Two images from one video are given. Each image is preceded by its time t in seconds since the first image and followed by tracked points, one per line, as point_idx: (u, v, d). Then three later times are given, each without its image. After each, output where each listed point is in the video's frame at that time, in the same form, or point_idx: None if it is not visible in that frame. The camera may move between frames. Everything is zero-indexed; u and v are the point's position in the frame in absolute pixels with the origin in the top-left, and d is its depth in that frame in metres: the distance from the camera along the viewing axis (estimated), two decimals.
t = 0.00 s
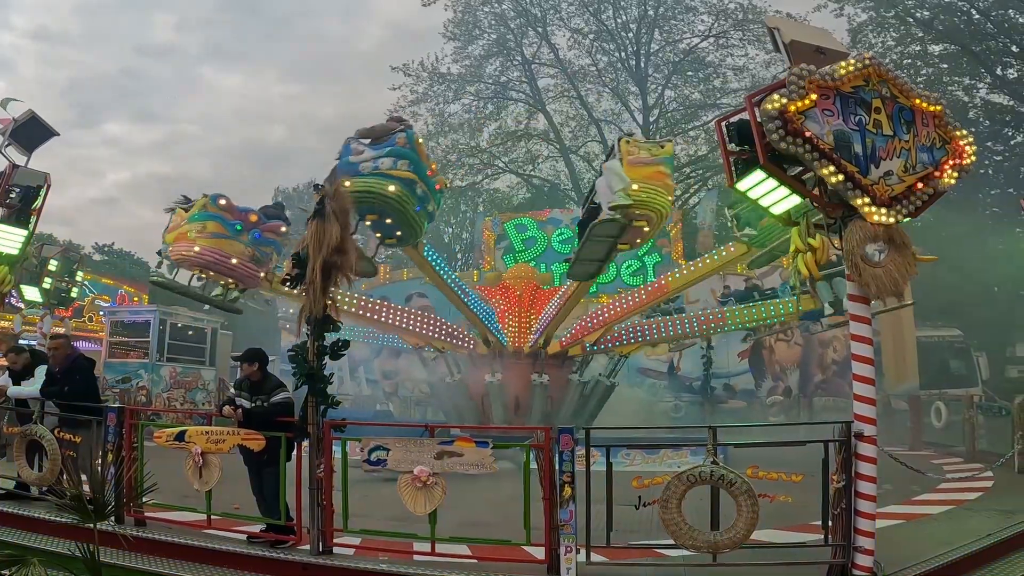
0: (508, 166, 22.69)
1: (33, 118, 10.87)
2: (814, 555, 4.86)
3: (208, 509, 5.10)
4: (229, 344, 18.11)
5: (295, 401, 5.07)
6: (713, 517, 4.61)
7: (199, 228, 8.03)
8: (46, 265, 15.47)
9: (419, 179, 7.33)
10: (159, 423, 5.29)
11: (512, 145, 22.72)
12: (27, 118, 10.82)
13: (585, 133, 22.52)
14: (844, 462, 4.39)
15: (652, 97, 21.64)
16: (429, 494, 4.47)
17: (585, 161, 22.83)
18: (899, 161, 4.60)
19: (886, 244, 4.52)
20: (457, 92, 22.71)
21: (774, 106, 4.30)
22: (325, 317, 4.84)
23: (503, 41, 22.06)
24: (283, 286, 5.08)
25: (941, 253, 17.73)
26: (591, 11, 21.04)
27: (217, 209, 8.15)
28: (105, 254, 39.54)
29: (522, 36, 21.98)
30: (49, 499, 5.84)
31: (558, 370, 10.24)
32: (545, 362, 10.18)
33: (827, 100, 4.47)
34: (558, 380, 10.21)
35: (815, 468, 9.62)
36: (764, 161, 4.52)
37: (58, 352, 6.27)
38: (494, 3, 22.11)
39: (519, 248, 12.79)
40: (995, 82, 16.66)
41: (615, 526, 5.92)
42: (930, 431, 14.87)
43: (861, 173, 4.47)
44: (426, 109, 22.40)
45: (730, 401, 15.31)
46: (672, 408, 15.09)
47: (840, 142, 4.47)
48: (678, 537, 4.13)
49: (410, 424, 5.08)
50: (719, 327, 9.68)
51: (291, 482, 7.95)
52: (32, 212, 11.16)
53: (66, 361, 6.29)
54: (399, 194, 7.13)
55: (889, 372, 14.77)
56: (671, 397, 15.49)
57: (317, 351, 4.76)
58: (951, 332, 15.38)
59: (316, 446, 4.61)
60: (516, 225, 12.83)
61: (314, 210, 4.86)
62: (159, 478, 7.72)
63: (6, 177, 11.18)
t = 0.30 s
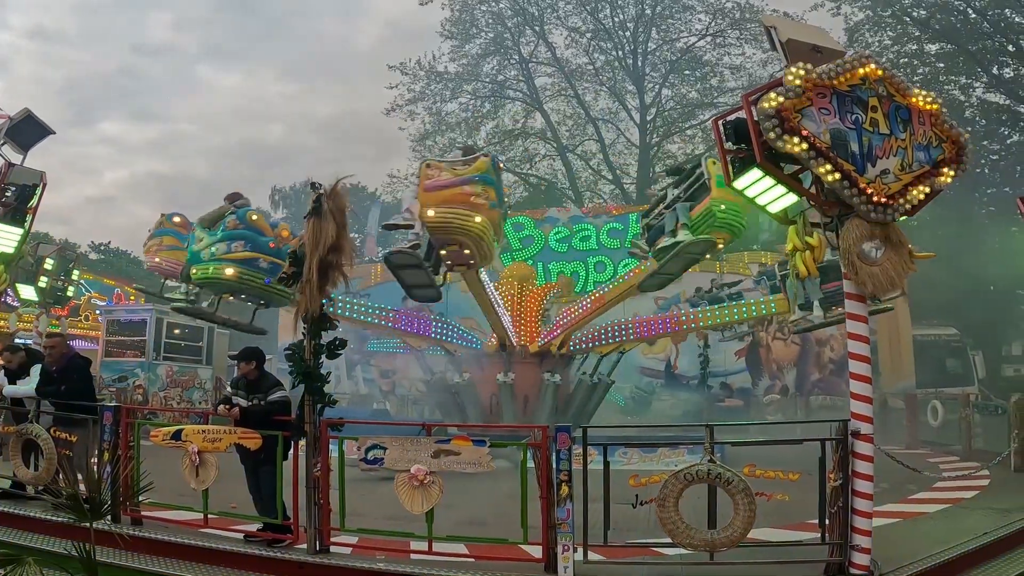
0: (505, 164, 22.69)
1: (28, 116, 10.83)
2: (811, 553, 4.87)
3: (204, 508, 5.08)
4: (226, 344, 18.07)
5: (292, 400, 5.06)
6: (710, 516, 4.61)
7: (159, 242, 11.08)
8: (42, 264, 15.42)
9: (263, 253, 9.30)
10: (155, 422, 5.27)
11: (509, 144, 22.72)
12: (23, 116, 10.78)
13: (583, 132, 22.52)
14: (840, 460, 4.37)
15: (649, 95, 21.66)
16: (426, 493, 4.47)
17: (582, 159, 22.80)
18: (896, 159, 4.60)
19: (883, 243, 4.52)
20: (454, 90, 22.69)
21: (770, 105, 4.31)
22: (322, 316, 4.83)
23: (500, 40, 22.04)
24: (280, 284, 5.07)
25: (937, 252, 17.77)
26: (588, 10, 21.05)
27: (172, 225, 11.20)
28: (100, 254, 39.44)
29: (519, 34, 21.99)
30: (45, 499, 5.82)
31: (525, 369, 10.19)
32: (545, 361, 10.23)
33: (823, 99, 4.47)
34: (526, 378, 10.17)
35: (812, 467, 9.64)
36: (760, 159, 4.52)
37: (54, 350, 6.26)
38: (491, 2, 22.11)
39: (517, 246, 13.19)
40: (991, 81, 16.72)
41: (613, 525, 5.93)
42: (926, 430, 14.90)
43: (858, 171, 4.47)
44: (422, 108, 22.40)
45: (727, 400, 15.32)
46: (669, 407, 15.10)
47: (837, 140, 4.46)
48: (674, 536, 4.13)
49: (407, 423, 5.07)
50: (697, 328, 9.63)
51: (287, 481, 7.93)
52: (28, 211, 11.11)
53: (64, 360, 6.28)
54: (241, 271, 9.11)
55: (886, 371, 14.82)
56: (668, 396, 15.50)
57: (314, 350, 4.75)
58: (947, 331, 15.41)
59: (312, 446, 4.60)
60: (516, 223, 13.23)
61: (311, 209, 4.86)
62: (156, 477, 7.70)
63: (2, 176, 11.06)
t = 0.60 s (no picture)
0: (502, 163, 22.69)
1: (23, 114, 10.75)
2: (809, 552, 4.87)
3: (201, 508, 5.06)
4: (221, 343, 18.03)
5: (289, 398, 5.04)
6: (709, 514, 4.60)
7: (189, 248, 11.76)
8: (37, 263, 15.35)
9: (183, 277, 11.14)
10: (152, 421, 5.25)
11: (505, 143, 22.73)
12: (17, 114, 10.71)
13: (579, 131, 22.53)
14: (839, 458, 4.37)
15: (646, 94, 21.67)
16: (423, 492, 4.44)
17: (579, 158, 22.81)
18: (893, 158, 4.60)
19: (881, 240, 4.51)
20: (451, 89, 22.67)
21: (769, 103, 4.30)
22: (319, 314, 4.81)
23: (497, 39, 22.03)
24: (276, 282, 5.04)
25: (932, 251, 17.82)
26: (585, 9, 21.04)
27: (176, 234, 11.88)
28: (95, 253, 39.33)
29: (516, 33, 21.99)
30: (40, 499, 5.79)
31: (495, 370, 10.30)
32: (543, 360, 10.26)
33: (821, 97, 4.46)
34: (496, 379, 10.28)
35: (809, 465, 9.67)
36: (758, 157, 4.51)
37: (52, 350, 6.22)
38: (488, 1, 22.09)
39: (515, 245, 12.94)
40: (987, 80, 16.77)
41: (611, 523, 5.94)
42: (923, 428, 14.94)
43: (855, 169, 4.46)
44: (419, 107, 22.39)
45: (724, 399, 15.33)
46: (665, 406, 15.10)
47: (835, 138, 4.45)
48: (672, 534, 4.13)
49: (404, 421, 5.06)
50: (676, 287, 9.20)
51: (285, 480, 7.92)
52: (23, 209, 11.01)
53: (60, 359, 6.26)
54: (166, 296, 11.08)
55: (882, 370, 14.86)
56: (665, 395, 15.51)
57: (311, 348, 4.74)
58: (943, 329, 15.44)
59: (309, 444, 4.59)
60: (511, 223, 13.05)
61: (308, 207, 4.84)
62: (152, 477, 7.68)
63: None
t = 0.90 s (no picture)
0: (498, 163, 22.71)
1: (19, 114, 10.73)
2: (806, 551, 4.88)
3: (198, 508, 5.05)
4: (218, 343, 17.99)
5: (287, 398, 5.04)
6: (706, 514, 4.61)
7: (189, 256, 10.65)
8: (33, 263, 15.32)
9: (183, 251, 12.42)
10: (149, 421, 5.25)
11: (502, 143, 22.76)
12: (14, 114, 10.69)
13: (576, 130, 22.54)
14: (836, 458, 4.37)
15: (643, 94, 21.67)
16: (421, 491, 4.44)
17: (576, 158, 22.84)
18: (890, 157, 4.60)
19: (878, 240, 4.51)
20: (448, 89, 22.66)
21: (766, 103, 4.31)
22: (317, 315, 4.80)
23: (493, 38, 22.02)
24: (274, 282, 5.03)
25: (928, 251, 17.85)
26: (583, 9, 21.06)
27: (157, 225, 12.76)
28: (92, 253, 39.25)
29: (514, 33, 22.00)
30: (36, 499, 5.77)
31: (470, 369, 10.62)
32: (540, 360, 10.30)
33: (819, 96, 4.47)
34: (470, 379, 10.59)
35: (805, 464, 9.68)
36: (756, 156, 4.51)
37: (49, 351, 6.20)
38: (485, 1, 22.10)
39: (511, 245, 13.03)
40: (983, 80, 16.82)
41: (609, 523, 5.94)
42: (920, 427, 14.96)
43: (853, 169, 4.47)
44: (416, 107, 22.40)
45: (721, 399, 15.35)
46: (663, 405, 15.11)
47: (832, 137, 4.46)
48: (670, 533, 4.13)
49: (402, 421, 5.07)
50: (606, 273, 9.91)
51: (281, 480, 7.90)
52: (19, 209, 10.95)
53: (57, 360, 6.25)
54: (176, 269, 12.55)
55: (879, 369, 14.88)
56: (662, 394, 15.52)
57: (308, 348, 4.73)
58: (939, 328, 15.47)
59: (307, 445, 4.58)
60: (507, 221, 13.07)
61: (305, 207, 4.84)
62: (149, 477, 7.66)
63: None
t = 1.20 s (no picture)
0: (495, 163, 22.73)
1: (14, 114, 10.70)
2: (803, 551, 4.89)
3: (196, 509, 5.05)
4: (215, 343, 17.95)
5: (283, 399, 5.03)
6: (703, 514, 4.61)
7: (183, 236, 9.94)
8: (30, 263, 15.29)
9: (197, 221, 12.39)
10: (146, 422, 5.24)
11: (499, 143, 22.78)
12: (9, 114, 10.65)
13: (573, 130, 22.54)
14: (833, 457, 4.38)
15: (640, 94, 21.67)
16: (418, 492, 4.45)
17: (573, 158, 22.83)
18: (886, 158, 4.61)
19: (874, 241, 4.53)
20: (445, 89, 22.65)
21: (762, 104, 4.32)
22: (313, 315, 4.79)
23: (490, 39, 22.02)
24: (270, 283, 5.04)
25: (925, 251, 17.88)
26: (580, 9, 21.08)
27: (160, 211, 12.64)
28: (88, 254, 39.14)
29: (511, 33, 21.98)
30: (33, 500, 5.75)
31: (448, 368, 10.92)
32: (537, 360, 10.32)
33: (814, 97, 4.48)
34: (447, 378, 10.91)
35: (802, 464, 9.69)
36: (752, 157, 4.53)
37: (45, 352, 6.20)
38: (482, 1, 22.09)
39: (508, 245, 13.22)
40: (979, 80, 16.86)
41: (606, 523, 5.94)
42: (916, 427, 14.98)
43: (849, 170, 4.48)
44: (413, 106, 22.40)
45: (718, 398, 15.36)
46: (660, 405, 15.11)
47: (828, 138, 4.47)
48: (667, 533, 4.14)
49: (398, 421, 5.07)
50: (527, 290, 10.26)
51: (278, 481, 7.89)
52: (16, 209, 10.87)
53: (54, 361, 6.24)
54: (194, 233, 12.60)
55: (876, 369, 14.90)
56: (659, 394, 15.52)
57: (305, 349, 4.72)
58: (936, 328, 15.49)
59: (304, 446, 4.58)
60: (505, 221, 13.33)
61: (301, 207, 4.84)
62: (146, 477, 7.65)
63: None
